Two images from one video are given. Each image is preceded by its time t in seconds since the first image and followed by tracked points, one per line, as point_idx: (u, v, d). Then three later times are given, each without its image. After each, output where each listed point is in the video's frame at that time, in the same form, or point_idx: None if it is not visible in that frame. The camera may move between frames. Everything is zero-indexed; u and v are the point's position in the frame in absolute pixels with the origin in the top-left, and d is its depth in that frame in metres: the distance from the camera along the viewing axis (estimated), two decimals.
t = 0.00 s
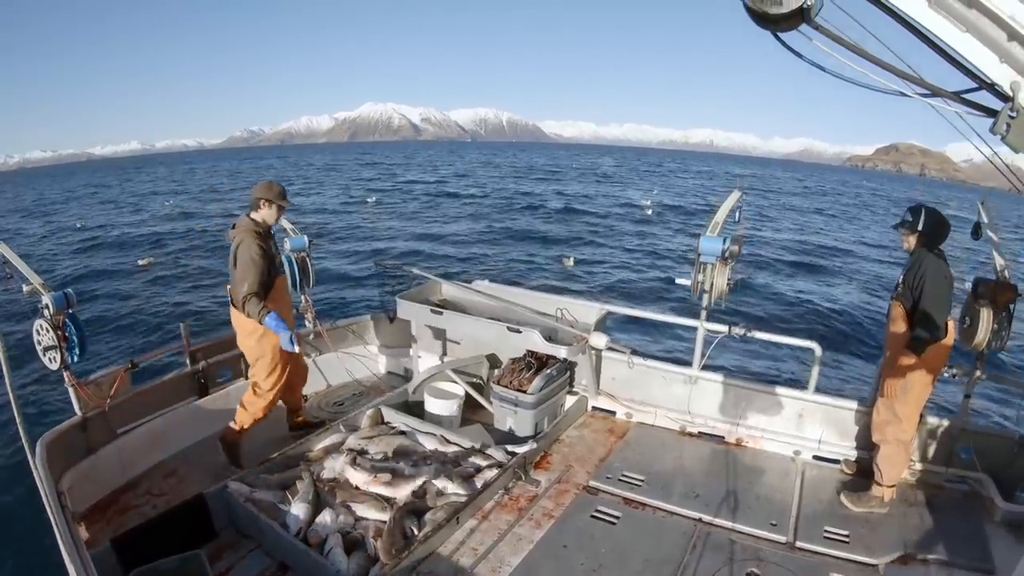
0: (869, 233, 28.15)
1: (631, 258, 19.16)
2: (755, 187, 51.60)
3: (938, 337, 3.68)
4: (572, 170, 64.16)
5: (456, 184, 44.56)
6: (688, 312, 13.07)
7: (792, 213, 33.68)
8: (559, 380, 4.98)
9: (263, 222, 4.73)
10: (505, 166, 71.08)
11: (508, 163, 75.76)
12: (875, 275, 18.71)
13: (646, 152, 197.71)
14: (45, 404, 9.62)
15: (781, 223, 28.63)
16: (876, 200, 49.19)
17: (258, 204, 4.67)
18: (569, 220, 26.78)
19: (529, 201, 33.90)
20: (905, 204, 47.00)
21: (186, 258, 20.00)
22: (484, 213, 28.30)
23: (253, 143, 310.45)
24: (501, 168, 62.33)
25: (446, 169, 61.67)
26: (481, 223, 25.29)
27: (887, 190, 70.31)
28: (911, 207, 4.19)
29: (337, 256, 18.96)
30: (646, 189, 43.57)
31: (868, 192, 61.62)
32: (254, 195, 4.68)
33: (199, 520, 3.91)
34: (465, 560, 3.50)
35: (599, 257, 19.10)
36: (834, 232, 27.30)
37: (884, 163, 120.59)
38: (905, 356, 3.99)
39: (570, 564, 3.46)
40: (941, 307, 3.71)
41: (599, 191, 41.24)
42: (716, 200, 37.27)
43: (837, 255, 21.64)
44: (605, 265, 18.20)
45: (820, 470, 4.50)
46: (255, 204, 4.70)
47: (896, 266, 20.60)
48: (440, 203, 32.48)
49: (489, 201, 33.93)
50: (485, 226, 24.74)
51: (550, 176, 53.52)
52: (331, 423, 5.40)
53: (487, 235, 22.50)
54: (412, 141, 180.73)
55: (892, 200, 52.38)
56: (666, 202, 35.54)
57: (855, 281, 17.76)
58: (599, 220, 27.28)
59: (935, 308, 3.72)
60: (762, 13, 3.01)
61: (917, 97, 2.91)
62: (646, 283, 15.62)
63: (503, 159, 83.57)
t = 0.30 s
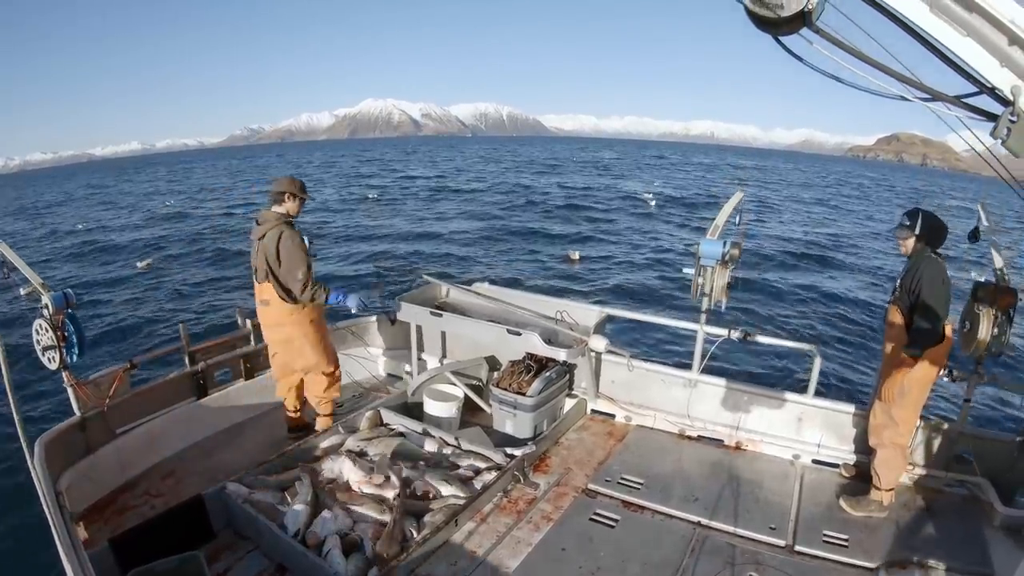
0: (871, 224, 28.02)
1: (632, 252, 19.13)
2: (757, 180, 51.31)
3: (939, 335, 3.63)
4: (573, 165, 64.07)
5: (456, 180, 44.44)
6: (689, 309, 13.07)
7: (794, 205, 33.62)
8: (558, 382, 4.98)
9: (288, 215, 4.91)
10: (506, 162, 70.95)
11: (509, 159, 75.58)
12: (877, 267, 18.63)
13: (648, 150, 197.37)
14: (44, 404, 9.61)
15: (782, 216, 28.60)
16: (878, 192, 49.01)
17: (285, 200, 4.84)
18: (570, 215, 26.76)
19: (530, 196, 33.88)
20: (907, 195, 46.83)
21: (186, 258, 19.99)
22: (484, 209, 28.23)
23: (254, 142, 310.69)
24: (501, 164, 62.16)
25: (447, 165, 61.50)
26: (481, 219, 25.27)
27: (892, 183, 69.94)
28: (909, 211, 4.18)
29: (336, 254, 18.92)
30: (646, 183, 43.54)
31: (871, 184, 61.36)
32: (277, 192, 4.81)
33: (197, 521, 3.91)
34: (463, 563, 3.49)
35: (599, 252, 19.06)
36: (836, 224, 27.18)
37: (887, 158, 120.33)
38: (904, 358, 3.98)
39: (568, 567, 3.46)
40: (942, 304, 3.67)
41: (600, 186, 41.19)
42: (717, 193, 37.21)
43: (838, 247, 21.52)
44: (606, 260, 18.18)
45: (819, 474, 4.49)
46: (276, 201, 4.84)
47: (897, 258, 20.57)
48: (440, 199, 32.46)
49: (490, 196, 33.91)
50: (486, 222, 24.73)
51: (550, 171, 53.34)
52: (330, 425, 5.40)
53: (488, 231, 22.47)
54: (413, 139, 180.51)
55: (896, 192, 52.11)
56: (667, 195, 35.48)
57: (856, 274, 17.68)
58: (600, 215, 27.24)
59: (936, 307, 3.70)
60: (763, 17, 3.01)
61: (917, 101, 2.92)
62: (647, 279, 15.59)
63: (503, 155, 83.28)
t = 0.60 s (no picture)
0: (874, 216, 27.87)
1: (633, 246, 19.11)
2: (760, 173, 51.06)
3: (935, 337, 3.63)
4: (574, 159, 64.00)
5: (457, 176, 44.33)
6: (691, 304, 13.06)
7: (795, 197, 33.55)
8: (560, 382, 4.99)
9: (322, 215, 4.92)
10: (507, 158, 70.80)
11: (510, 155, 75.38)
12: (880, 259, 18.53)
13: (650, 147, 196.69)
14: (48, 403, 9.62)
15: (784, 208, 28.56)
16: (881, 184, 48.78)
17: (319, 201, 4.78)
18: (572, 209, 26.73)
19: (531, 191, 33.88)
20: (912, 185, 46.44)
21: (189, 257, 20.02)
22: (485, 204, 28.23)
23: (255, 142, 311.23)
24: (502, 160, 62.19)
25: (448, 160, 61.54)
26: (483, 214, 25.27)
27: (895, 174, 69.55)
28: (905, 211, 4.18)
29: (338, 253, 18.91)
30: (648, 177, 43.50)
31: (874, 175, 61.05)
32: (315, 195, 4.74)
33: (198, 520, 3.91)
34: (464, 562, 3.49)
35: (601, 247, 19.06)
36: (839, 216, 27.02)
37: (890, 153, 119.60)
38: (902, 358, 4.00)
39: (569, 568, 3.45)
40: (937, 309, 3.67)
41: (601, 179, 41.14)
42: (718, 186, 37.14)
43: (842, 239, 21.40)
44: (607, 254, 18.17)
45: (820, 474, 4.49)
46: (308, 202, 4.77)
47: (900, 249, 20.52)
48: (441, 195, 32.46)
49: (491, 191, 33.88)
50: (487, 217, 24.72)
51: (552, 167, 53.19)
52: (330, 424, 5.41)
53: (489, 227, 22.48)
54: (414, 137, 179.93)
55: (899, 182, 51.78)
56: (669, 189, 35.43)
57: (860, 266, 17.58)
58: (601, 208, 27.20)
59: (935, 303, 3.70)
60: (764, 17, 3.01)
61: (919, 102, 2.91)
62: (649, 274, 15.58)
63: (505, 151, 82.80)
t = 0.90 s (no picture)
0: (875, 209, 27.80)
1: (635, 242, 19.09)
2: (761, 167, 50.95)
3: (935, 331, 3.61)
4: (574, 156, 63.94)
5: (457, 172, 44.27)
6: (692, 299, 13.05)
7: (797, 191, 33.47)
8: (563, 378, 4.99)
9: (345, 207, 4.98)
10: (507, 154, 70.70)
11: (510, 151, 75.25)
12: (882, 253, 18.49)
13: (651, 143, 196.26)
14: (52, 400, 9.66)
15: (786, 203, 28.51)
16: (883, 176, 48.64)
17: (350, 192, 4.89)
18: (573, 205, 26.72)
19: (532, 187, 33.86)
20: (914, 178, 46.25)
21: (191, 255, 20.04)
22: (486, 201, 28.22)
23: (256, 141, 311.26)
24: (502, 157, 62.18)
25: (448, 158, 61.55)
26: (484, 211, 25.27)
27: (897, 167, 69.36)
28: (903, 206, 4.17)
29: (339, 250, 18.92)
30: (648, 173, 43.45)
31: (875, 168, 60.79)
32: (347, 185, 4.86)
33: (202, 517, 3.92)
34: (468, 558, 3.50)
35: (602, 243, 19.06)
36: (840, 209, 26.93)
37: (892, 148, 119.23)
38: (902, 353, 3.99)
39: (572, 563, 3.46)
40: (936, 306, 3.64)
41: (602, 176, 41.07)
42: (719, 182, 37.10)
43: (843, 232, 21.34)
44: (609, 250, 18.18)
45: (823, 470, 4.49)
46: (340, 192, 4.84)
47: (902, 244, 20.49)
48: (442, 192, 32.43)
49: (492, 188, 33.88)
50: (488, 213, 24.72)
51: (552, 163, 53.19)
52: (334, 421, 5.42)
53: (490, 224, 22.48)
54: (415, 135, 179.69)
55: (902, 175, 51.52)
56: (670, 184, 35.39)
57: (861, 259, 17.54)
58: (603, 204, 27.17)
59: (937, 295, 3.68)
60: (767, 12, 3.00)
61: (922, 97, 2.90)
62: (651, 271, 15.56)
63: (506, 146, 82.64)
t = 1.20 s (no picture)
0: (876, 204, 27.77)
1: (635, 238, 19.11)
2: (761, 163, 50.87)
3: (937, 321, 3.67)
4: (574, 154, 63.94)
5: (457, 171, 44.30)
6: (693, 295, 13.06)
7: (796, 187, 33.49)
8: (565, 371, 4.99)
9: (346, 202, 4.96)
10: (507, 153, 70.58)
11: (511, 150, 75.23)
12: (882, 247, 18.50)
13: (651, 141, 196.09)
14: (55, 399, 9.70)
15: (785, 199, 28.51)
16: (884, 172, 48.60)
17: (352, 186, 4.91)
18: (573, 202, 26.74)
19: (532, 185, 33.89)
20: (914, 174, 46.21)
21: (191, 254, 20.06)
22: (486, 199, 28.24)
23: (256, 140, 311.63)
24: (502, 156, 62.18)
25: (448, 157, 61.58)
26: (483, 209, 25.30)
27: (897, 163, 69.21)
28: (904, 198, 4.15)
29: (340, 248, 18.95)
30: (648, 170, 43.47)
31: (876, 163, 60.61)
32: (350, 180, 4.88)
33: (207, 513, 3.94)
34: (472, 551, 3.51)
35: (603, 240, 19.08)
36: (841, 204, 26.90)
37: (892, 144, 119.01)
38: (905, 344, 3.99)
39: (576, 556, 3.47)
40: (938, 298, 3.68)
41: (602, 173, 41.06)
42: (719, 178, 37.10)
43: (844, 227, 21.30)
44: (609, 247, 18.20)
45: (826, 462, 4.50)
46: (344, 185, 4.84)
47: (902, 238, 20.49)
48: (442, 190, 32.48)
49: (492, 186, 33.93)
50: (488, 211, 24.74)
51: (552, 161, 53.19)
52: (337, 416, 5.42)
53: (490, 222, 22.50)
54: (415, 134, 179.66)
55: (904, 171, 51.31)
56: (669, 181, 35.39)
57: (863, 254, 17.52)
58: (602, 202, 27.20)
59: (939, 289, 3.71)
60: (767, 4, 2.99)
61: (923, 89, 2.90)
62: (651, 267, 15.57)
63: (505, 145, 82.62)
